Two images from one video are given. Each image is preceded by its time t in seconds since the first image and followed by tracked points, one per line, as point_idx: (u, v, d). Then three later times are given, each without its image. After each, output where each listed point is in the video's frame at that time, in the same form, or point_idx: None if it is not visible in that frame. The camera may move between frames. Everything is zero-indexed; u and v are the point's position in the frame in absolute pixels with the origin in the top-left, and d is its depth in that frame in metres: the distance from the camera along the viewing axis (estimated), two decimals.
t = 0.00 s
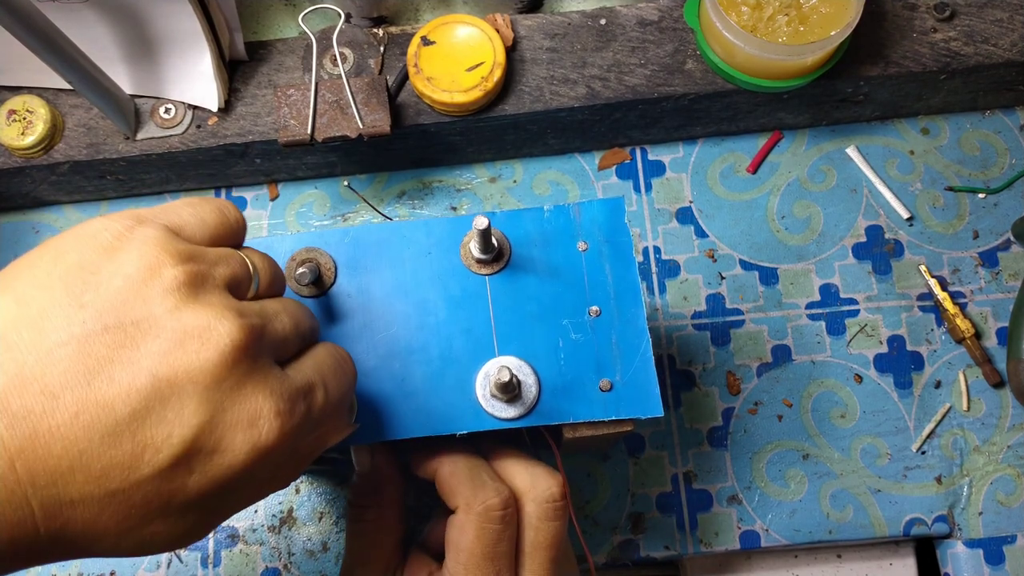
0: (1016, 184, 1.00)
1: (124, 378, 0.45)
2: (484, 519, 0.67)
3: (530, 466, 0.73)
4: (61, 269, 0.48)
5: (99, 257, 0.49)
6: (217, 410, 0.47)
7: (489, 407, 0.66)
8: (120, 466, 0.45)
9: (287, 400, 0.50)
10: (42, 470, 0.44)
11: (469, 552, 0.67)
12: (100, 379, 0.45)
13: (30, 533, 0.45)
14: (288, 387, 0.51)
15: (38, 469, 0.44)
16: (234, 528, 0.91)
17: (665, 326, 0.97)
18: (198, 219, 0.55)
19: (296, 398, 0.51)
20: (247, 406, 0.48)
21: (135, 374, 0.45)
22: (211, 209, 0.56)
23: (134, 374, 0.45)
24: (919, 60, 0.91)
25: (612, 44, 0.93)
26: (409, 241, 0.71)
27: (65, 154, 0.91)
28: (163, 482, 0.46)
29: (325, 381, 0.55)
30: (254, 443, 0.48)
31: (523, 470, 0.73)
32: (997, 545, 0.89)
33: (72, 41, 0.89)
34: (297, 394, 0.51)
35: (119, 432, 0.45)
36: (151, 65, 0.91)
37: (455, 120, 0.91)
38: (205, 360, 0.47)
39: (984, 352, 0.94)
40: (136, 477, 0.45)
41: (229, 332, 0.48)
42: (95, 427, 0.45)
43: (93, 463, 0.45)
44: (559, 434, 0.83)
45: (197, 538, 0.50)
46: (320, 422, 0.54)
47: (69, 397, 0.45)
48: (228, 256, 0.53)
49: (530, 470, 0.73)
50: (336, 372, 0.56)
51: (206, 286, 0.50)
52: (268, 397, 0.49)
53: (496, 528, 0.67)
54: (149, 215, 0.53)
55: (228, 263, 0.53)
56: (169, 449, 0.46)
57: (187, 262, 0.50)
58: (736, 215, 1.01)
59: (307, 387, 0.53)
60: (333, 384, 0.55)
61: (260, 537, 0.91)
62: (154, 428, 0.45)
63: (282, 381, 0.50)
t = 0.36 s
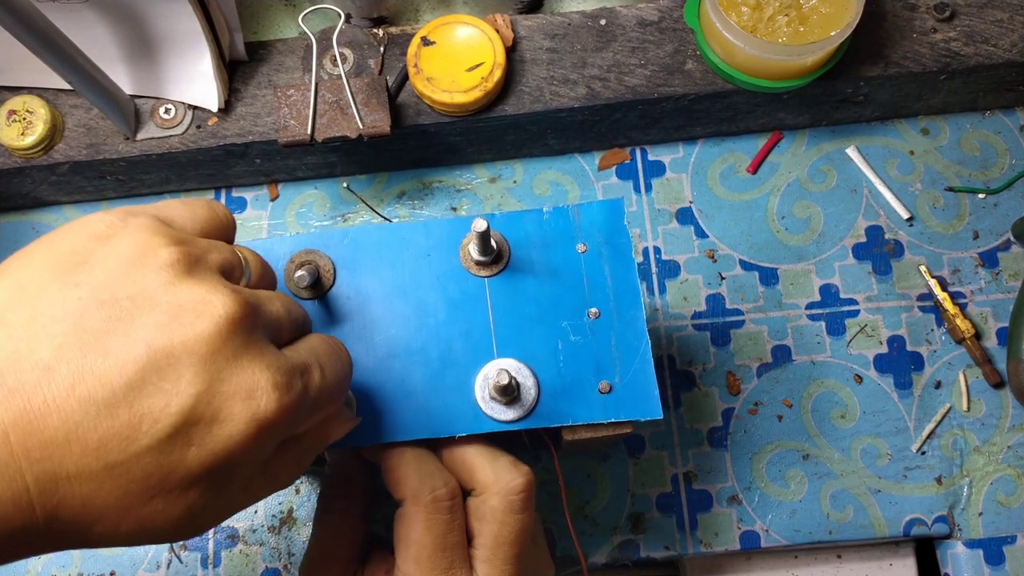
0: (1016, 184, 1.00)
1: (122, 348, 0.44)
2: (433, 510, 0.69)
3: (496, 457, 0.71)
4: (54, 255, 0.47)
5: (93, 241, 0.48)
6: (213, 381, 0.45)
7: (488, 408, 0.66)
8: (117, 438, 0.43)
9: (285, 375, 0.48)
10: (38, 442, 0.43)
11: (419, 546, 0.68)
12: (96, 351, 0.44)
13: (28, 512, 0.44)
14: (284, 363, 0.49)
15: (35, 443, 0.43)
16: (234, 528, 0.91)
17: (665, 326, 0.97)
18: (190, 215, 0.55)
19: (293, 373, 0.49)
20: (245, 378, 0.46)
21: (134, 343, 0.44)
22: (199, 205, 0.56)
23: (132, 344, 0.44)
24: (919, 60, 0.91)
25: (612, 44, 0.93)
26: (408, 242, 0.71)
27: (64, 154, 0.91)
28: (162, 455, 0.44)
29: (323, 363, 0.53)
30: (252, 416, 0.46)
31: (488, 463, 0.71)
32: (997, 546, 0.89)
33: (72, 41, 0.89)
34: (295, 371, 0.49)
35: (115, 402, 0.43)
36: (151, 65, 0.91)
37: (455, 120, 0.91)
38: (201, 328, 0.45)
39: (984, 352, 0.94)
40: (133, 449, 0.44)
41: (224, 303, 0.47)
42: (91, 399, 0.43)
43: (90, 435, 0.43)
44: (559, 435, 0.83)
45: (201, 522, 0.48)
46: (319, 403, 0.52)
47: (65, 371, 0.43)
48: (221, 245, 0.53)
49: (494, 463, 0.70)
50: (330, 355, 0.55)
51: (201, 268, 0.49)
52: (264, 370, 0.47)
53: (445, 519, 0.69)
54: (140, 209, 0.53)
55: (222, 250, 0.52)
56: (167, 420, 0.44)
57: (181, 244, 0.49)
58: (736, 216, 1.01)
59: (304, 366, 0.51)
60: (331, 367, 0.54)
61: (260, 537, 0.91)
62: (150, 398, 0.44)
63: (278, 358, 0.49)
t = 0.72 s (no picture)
0: (1016, 184, 1.00)
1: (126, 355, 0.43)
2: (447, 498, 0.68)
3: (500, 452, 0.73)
4: (37, 289, 0.45)
5: (75, 265, 0.47)
6: (221, 378, 0.44)
7: (489, 407, 0.66)
8: (131, 454, 0.42)
9: (289, 366, 0.48)
10: (50, 470, 0.41)
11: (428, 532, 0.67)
12: (96, 367, 0.42)
13: (46, 545, 0.41)
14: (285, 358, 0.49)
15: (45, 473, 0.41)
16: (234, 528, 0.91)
17: (665, 326, 0.97)
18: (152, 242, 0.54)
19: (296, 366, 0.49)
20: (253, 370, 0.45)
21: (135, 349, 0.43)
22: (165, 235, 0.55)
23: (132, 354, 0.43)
24: (919, 60, 0.91)
25: (612, 44, 0.93)
26: (409, 241, 0.72)
27: (65, 154, 0.91)
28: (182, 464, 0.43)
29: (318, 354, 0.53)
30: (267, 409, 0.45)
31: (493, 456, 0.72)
32: (997, 546, 0.89)
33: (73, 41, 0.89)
34: (295, 363, 0.49)
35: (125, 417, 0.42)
36: (151, 65, 0.92)
37: (455, 120, 0.91)
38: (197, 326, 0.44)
39: (984, 352, 0.94)
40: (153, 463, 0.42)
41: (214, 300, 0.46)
42: (101, 416, 0.42)
43: (105, 454, 0.41)
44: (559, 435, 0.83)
45: (231, 530, 0.47)
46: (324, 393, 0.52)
47: (68, 392, 0.42)
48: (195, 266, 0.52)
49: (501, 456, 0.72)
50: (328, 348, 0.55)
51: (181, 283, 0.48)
52: (268, 362, 0.47)
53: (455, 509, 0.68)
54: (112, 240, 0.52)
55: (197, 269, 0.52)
56: (182, 426, 0.43)
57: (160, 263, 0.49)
58: (736, 216, 1.01)
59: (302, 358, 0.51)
60: (327, 357, 0.54)
61: (260, 537, 0.91)
62: (162, 406, 0.42)
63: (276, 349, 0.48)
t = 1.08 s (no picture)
0: (1016, 184, 1.00)
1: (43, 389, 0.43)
2: (453, 529, 0.68)
3: (527, 473, 0.72)
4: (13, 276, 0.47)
5: (45, 264, 0.48)
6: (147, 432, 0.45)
7: (489, 406, 0.66)
8: (65, 492, 0.44)
9: (228, 423, 0.47)
10: None
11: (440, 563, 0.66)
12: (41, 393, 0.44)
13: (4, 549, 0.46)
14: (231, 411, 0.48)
15: None
16: (234, 528, 0.91)
17: (665, 326, 0.96)
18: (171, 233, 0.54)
19: (243, 419, 0.48)
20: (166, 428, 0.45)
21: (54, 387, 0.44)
22: (181, 216, 0.56)
23: (51, 389, 0.44)
24: (919, 59, 0.91)
25: (612, 44, 0.93)
26: (410, 239, 0.72)
27: (65, 154, 0.91)
28: (79, 500, 0.44)
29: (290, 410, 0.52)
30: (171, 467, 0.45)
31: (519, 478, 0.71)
32: (997, 545, 0.89)
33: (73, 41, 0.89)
34: (242, 416, 0.48)
35: (33, 446, 0.43)
36: (151, 65, 0.92)
37: (455, 120, 0.91)
38: (130, 376, 0.45)
39: (984, 352, 0.94)
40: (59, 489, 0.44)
41: (162, 348, 0.45)
42: (40, 444, 0.43)
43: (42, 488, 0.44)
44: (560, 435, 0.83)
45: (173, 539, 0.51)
46: (275, 451, 0.51)
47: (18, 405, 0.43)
48: (186, 255, 0.51)
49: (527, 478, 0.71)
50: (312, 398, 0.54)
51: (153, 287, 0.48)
52: (202, 416, 0.46)
53: (464, 538, 0.68)
54: (110, 223, 0.52)
55: (185, 265, 0.50)
56: (81, 468, 0.44)
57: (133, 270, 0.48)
58: (736, 215, 1.01)
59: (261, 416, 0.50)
60: (297, 415, 0.52)
61: (260, 537, 0.91)
62: (89, 452, 0.44)
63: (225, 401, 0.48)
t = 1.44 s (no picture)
0: (1016, 184, 1.00)
1: (26, 379, 0.42)
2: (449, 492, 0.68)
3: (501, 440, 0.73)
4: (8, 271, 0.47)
5: (40, 258, 0.47)
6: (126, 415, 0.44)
7: (495, 385, 0.66)
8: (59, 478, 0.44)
9: (199, 399, 0.45)
10: None
11: (436, 527, 0.67)
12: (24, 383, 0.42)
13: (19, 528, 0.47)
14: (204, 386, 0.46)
15: None
16: (234, 528, 0.91)
17: (665, 326, 0.96)
18: (169, 224, 0.53)
19: (214, 392, 0.46)
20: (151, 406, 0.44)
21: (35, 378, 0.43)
22: (183, 209, 0.54)
23: (34, 380, 0.42)
24: (919, 60, 0.91)
25: (612, 44, 0.93)
26: (416, 223, 0.71)
27: (65, 154, 0.91)
28: (78, 484, 0.44)
29: (271, 370, 0.47)
30: (155, 446, 0.44)
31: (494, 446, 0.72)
32: (997, 546, 0.89)
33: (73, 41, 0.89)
34: (213, 393, 0.46)
35: (21, 434, 0.42)
36: (151, 65, 0.92)
37: (455, 120, 0.91)
38: (108, 363, 0.43)
39: (984, 352, 0.94)
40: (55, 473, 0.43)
41: (137, 337, 0.44)
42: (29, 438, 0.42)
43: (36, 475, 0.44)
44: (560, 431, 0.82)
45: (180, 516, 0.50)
46: (263, 418, 0.47)
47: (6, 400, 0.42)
48: (171, 245, 0.49)
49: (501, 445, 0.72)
50: (302, 362, 0.48)
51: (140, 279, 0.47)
52: (174, 398, 0.45)
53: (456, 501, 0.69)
54: (116, 216, 0.52)
55: (169, 256, 0.49)
56: (74, 451, 0.43)
57: (121, 264, 0.47)
58: (736, 214, 1.01)
59: (235, 383, 0.46)
60: (281, 375, 0.47)
61: (260, 537, 0.91)
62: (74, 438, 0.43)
63: (201, 378, 0.46)
